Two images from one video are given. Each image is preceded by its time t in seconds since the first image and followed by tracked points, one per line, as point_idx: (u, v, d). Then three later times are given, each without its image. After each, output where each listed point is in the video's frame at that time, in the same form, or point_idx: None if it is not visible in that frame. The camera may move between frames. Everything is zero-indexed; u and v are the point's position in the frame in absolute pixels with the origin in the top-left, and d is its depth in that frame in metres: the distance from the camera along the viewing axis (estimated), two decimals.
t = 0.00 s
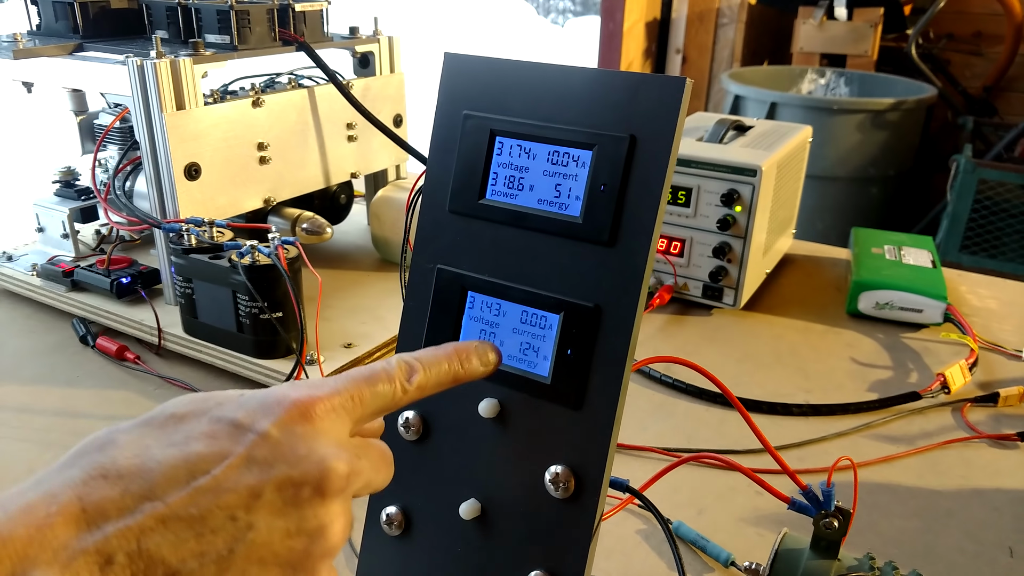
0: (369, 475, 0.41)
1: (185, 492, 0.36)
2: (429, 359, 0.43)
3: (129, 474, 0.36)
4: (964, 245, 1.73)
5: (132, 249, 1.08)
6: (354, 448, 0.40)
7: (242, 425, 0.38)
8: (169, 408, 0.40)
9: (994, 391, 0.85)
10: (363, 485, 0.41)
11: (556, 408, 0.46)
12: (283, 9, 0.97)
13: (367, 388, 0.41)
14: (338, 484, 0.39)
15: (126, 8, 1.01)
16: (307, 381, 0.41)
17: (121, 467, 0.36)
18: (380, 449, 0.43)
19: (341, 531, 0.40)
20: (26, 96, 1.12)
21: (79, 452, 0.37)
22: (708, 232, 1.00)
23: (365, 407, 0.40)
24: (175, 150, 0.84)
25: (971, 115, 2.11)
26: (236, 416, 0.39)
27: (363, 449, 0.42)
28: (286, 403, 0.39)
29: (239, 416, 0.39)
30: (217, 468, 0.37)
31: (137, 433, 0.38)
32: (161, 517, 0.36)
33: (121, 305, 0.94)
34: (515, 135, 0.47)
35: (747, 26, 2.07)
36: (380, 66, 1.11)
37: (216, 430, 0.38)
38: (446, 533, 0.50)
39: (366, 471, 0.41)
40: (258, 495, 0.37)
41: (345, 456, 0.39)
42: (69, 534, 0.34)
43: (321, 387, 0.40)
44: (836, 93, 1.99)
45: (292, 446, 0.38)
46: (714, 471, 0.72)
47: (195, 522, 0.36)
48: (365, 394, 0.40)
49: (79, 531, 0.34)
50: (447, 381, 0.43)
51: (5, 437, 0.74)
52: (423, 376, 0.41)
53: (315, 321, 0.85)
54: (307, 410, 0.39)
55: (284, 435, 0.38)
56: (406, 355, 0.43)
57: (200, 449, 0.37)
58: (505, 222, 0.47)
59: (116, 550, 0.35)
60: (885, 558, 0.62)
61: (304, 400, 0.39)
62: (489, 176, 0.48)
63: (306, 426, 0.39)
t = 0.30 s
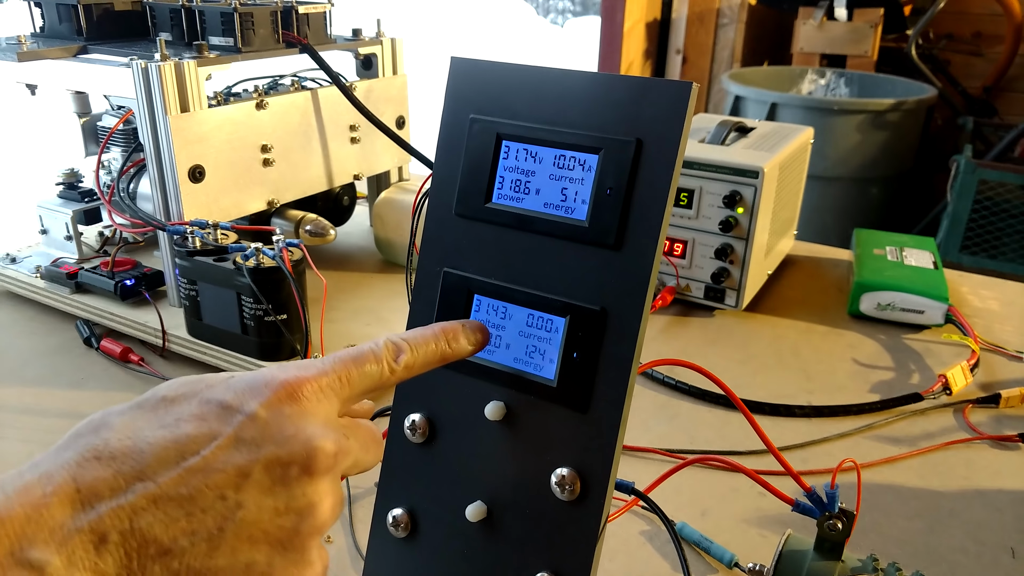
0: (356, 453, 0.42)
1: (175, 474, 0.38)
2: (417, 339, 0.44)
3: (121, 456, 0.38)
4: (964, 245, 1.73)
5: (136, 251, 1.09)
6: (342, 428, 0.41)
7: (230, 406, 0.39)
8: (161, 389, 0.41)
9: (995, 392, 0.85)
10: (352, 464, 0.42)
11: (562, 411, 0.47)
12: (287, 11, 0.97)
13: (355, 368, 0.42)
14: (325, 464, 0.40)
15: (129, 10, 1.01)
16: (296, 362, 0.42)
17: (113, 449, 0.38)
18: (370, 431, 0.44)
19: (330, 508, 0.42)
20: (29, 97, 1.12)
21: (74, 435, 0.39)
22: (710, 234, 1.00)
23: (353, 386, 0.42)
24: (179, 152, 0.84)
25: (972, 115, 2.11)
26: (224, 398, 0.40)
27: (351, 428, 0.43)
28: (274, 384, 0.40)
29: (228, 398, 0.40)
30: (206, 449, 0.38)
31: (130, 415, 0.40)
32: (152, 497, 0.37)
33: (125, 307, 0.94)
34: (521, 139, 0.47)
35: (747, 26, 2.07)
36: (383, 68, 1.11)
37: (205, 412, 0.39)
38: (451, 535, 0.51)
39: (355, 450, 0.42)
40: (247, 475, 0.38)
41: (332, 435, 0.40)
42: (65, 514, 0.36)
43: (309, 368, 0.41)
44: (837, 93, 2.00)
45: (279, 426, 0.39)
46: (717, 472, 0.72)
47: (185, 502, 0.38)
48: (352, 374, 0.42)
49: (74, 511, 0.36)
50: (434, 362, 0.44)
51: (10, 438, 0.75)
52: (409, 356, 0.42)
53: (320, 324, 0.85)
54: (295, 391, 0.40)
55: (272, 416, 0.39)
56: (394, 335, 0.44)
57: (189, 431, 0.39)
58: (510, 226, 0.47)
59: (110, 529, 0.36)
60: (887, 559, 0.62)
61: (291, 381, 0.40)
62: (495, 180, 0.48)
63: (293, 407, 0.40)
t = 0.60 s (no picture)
0: (352, 454, 0.42)
1: (171, 479, 0.38)
2: (408, 338, 0.44)
3: (116, 463, 0.38)
4: (963, 245, 1.73)
5: (135, 251, 1.09)
6: (339, 429, 0.41)
7: (225, 410, 0.40)
8: (155, 397, 0.41)
9: (994, 391, 0.85)
10: (350, 467, 0.43)
11: (561, 409, 0.47)
12: (286, 11, 0.97)
13: (348, 369, 0.42)
14: (322, 465, 0.40)
15: (128, 10, 1.01)
16: (290, 365, 0.42)
17: (108, 456, 0.38)
18: (368, 435, 0.45)
19: (328, 512, 0.42)
20: (29, 97, 1.12)
21: (69, 444, 0.39)
22: (709, 233, 1.00)
23: (347, 386, 0.42)
24: (178, 152, 0.84)
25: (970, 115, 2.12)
26: (218, 402, 0.40)
27: (348, 431, 0.43)
28: (268, 387, 0.40)
29: (222, 402, 0.40)
30: (201, 453, 0.38)
31: (124, 422, 0.40)
32: (148, 503, 0.37)
33: (125, 306, 0.94)
34: (520, 138, 0.47)
35: (746, 26, 2.08)
36: (382, 67, 1.11)
37: (199, 417, 0.40)
38: (451, 532, 0.51)
39: (352, 452, 0.42)
40: (243, 478, 0.39)
41: (328, 436, 0.40)
42: (59, 523, 0.36)
43: (303, 370, 0.42)
44: (835, 93, 2.00)
45: (274, 428, 0.39)
46: (716, 471, 0.72)
47: (181, 507, 0.38)
48: (346, 375, 0.42)
49: (69, 520, 0.36)
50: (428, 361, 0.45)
51: (10, 438, 0.75)
52: (402, 354, 0.43)
53: (319, 322, 0.86)
54: (289, 393, 0.40)
55: (267, 418, 0.39)
56: (386, 335, 0.44)
57: (185, 435, 0.39)
58: (509, 224, 0.48)
59: (105, 536, 0.36)
60: (886, 557, 0.63)
61: (285, 383, 0.40)
62: (494, 179, 0.48)
63: (287, 408, 0.40)
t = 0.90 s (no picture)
0: (352, 463, 0.42)
1: (170, 493, 0.38)
2: (402, 345, 0.44)
3: (116, 479, 0.38)
4: (963, 245, 1.73)
5: (136, 251, 1.09)
6: (338, 439, 0.41)
7: (222, 423, 0.40)
8: (153, 412, 0.42)
9: (993, 391, 0.85)
10: (351, 476, 0.42)
11: (562, 409, 0.47)
12: (286, 11, 0.97)
13: (344, 378, 0.42)
14: (322, 474, 0.40)
15: (128, 11, 1.01)
16: (284, 377, 0.42)
17: (107, 473, 0.38)
18: (368, 443, 0.44)
19: (330, 521, 0.41)
20: (29, 98, 1.12)
21: (70, 461, 0.40)
22: (708, 233, 1.00)
23: (343, 395, 0.42)
24: (178, 152, 0.84)
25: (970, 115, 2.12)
26: (215, 415, 0.40)
27: (347, 441, 0.43)
28: (264, 398, 0.40)
29: (219, 415, 0.40)
30: (200, 467, 0.39)
31: (124, 438, 0.40)
32: (149, 518, 0.38)
33: (125, 306, 0.94)
34: (520, 139, 0.47)
35: (745, 26, 2.08)
36: (382, 67, 1.12)
37: (197, 430, 0.40)
38: (451, 532, 0.51)
39: (352, 461, 0.42)
40: (242, 490, 0.39)
41: (326, 445, 0.40)
42: (60, 540, 0.36)
43: (298, 380, 0.41)
44: (834, 93, 2.00)
45: (272, 438, 0.39)
46: (716, 470, 0.72)
47: (181, 521, 0.38)
48: (342, 384, 0.42)
49: (70, 537, 0.37)
50: (423, 367, 0.45)
51: (11, 438, 0.75)
52: (396, 361, 0.43)
53: (319, 322, 0.86)
54: (286, 404, 0.40)
55: (264, 429, 0.39)
56: (380, 342, 0.44)
57: (182, 450, 0.39)
58: (510, 224, 0.48)
59: (106, 553, 0.37)
60: (886, 556, 0.63)
61: (281, 394, 0.40)
62: (494, 179, 0.48)
63: (285, 419, 0.40)
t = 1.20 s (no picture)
0: (371, 470, 0.41)
1: (191, 498, 0.37)
2: (423, 350, 0.43)
3: (137, 483, 0.37)
4: (963, 244, 1.73)
5: (136, 250, 1.09)
6: (357, 446, 0.41)
7: (243, 429, 0.39)
8: (172, 416, 0.41)
9: (994, 389, 0.85)
10: (369, 482, 0.41)
11: (563, 407, 0.47)
12: (286, 10, 0.97)
13: (364, 384, 0.41)
14: (341, 482, 0.39)
15: (129, 10, 1.01)
16: (303, 383, 0.41)
17: (128, 477, 0.37)
18: (385, 448, 0.43)
19: (348, 528, 0.41)
20: (30, 97, 1.13)
21: (88, 465, 0.38)
22: (709, 232, 1.00)
23: (363, 402, 0.41)
24: (179, 151, 0.84)
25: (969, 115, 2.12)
26: (236, 420, 0.39)
27: (365, 446, 0.42)
28: (285, 404, 0.39)
29: (240, 421, 0.39)
30: (220, 473, 0.38)
31: (144, 442, 0.39)
32: (169, 523, 0.36)
33: (126, 305, 0.94)
34: (522, 136, 0.47)
35: (745, 26, 2.08)
36: (382, 67, 1.11)
37: (218, 436, 0.39)
38: (453, 531, 0.51)
39: (371, 467, 0.41)
40: (263, 497, 0.38)
41: (346, 452, 0.40)
42: (81, 544, 0.35)
43: (318, 386, 0.41)
44: (834, 92, 2.00)
45: (292, 445, 0.38)
46: (717, 469, 0.72)
47: (201, 526, 0.37)
48: (362, 391, 0.41)
49: (91, 540, 0.35)
50: (442, 373, 0.44)
51: (11, 437, 0.75)
52: (417, 366, 0.42)
53: (319, 321, 0.86)
54: (306, 410, 0.40)
55: (285, 435, 0.39)
56: (399, 348, 0.43)
57: (203, 455, 0.38)
58: (512, 222, 0.48)
59: (128, 557, 0.35)
60: (887, 554, 0.63)
61: (302, 401, 0.40)
62: (496, 177, 0.48)
63: (305, 426, 0.39)
